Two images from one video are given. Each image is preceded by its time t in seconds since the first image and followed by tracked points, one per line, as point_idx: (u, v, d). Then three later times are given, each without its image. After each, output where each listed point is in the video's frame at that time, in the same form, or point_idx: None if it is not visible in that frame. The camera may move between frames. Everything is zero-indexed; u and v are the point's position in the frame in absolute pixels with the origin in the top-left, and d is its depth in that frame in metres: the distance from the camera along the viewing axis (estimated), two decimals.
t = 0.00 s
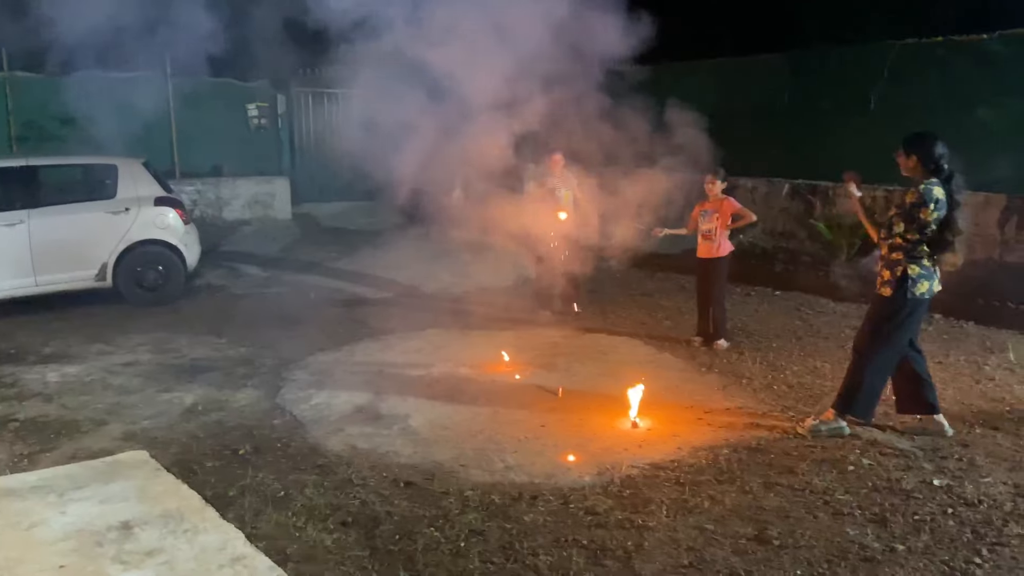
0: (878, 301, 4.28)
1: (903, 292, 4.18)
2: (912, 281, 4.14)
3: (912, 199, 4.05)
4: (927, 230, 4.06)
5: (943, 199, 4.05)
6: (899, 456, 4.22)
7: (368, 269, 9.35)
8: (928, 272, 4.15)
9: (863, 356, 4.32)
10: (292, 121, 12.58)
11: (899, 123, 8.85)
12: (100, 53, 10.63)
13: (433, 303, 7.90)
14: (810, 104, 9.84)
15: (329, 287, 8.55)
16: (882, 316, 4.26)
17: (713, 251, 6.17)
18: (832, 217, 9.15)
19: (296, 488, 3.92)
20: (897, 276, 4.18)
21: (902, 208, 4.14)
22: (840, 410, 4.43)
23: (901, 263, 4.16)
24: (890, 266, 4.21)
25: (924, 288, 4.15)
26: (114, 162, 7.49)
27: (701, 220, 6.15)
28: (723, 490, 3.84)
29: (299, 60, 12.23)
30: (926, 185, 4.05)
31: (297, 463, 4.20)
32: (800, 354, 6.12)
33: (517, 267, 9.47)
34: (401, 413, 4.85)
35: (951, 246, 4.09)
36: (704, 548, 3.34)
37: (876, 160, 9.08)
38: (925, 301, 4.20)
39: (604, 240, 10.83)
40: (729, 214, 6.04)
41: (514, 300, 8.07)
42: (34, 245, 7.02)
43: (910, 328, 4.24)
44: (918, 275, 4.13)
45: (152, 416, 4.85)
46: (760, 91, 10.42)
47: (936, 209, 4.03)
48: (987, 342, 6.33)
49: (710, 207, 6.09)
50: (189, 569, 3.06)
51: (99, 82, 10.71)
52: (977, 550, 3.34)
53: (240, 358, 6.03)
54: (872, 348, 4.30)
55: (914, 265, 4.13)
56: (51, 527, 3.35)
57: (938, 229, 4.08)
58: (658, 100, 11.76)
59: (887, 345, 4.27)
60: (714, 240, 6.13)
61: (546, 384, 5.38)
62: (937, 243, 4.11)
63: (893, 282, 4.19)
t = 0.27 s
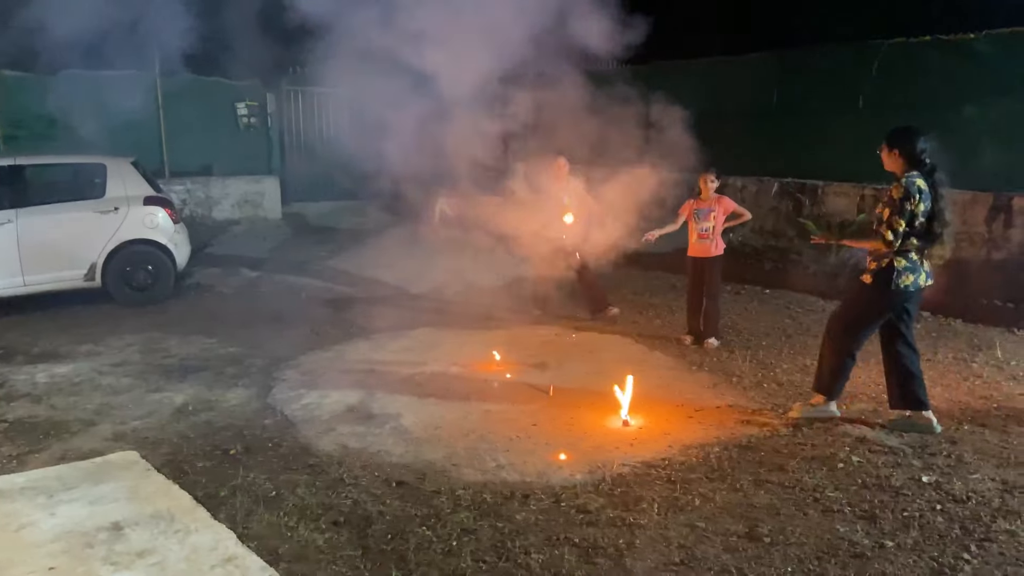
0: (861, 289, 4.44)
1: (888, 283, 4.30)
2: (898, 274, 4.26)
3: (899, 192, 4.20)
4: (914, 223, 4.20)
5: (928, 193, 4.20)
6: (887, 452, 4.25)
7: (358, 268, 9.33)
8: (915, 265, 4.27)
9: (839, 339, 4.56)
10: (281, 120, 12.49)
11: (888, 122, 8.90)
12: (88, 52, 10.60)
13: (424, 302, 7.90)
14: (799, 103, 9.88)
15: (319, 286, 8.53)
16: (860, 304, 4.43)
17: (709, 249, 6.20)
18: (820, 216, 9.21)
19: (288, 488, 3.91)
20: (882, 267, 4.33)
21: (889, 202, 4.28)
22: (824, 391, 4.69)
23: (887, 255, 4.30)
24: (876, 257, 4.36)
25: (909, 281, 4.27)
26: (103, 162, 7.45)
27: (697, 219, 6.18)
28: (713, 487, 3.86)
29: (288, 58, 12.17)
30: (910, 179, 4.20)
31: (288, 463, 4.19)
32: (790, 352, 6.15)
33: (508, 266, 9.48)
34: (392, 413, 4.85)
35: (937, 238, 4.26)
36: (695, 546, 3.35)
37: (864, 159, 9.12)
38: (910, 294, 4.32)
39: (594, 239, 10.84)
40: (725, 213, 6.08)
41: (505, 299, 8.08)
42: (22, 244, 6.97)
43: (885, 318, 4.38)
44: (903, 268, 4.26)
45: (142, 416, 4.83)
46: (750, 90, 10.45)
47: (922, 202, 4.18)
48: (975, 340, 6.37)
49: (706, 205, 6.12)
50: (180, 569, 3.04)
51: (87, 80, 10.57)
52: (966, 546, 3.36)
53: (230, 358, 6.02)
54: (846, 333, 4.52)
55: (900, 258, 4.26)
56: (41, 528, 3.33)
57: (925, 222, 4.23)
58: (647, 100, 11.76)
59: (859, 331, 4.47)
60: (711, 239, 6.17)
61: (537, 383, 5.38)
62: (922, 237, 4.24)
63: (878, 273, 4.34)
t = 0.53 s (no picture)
0: (843, 288, 4.48)
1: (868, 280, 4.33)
2: (874, 271, 4.30)
3: (868, 188, 4.24)
4: (885, 217, 4.25)
5: (896, 186, 4.25)
6: (877, 449, 4.27)
7: (350, 267, 9.31)
8: (892, 259, 4.29)
9: (826, 337, 4.60)
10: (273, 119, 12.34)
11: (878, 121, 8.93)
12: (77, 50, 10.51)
13: (416, 301, 7.90)
14: (789, 102, 9.90)
15: (311, 285, 8.52)
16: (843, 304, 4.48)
17: (700, 248, 6.22)
18: (810, 214, 9.22)
19: (279, 487, 3.90)
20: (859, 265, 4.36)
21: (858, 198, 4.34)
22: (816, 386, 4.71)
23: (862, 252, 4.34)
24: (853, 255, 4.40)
25: (888, 277, 4.29)
26: (92, 160, 7.40)
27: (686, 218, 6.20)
28: (705, 484, 3.88)
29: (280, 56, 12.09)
30: (879, 173, 4.24)
31: (280, 462, 4.19)
32: (781, 349, 6.17)
33: (499, 264, 9.48)
34: (384, 412, 4.85)
35: (910, 230, 4.30)
36: (687, 543, 3.37)
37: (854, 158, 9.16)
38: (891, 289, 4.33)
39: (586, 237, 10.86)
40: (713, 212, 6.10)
41: (497, 297, 8.08)
42: (10, 244, 6.92)
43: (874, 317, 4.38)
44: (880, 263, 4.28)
45: (133, 415, 4.81)
46: (740, 88, 10.47)
47: (891, 195, 4.24)
48: (964, 337, 6.42)
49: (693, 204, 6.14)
50: (171, 569, 3.04)
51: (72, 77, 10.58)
52: (954, 542, 3.39)
53: (222, 357, 6.00)
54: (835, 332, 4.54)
55: (875, 254, 4.29)
56: (31, 528, 3.32)
57: (897, 215, 4.27)
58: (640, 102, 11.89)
59: (849, 331, 4.48)
60: (701, 237, 6.19)
61: (529, 381, 5.39)
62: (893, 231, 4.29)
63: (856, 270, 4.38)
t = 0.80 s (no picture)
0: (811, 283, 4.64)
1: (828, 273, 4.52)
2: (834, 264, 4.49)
3: (824, 185, 4.38)
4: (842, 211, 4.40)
5: (849, 182, 4.39)
6: (867, 446, 4.29)
7: (342, 266, 9.29)
8: (848, 251, 4.50)
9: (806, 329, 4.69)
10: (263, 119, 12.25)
11: (868, 120, 8.96)
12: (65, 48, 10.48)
13: (408, 300, 7.89)
14: (779, 101, 9.94)
15: (302, 284, 8.50)
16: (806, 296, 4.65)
17: (680, 244, 6.28)
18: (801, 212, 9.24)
19: (270, 486, 3.90)
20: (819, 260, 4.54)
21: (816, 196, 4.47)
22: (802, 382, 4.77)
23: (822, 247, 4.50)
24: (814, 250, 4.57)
25: (845, 268, 4.49)
26: (81, 159, 7.36)
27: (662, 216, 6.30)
28: (696, 482, 3.89)
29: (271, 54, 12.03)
30: (830, 171, 4.41)
31: (271, 461, 4.18)
32: (771, 347, 6.19)
33: (491, 263, 9.48)
34: (376, 410, 4.84)
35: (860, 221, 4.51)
36: (678, 541, 3.38)
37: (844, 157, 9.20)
38: (850, 281, 4.52)
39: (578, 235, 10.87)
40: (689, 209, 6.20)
41: (489, 296, 8.08)
42: None
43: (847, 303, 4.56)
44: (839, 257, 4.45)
45: (123, 415, 4.80)
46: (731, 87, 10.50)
47: (846, 192, 4.38)
48: (953, 334, 6.46)
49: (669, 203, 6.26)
50: (162, 569, 3.03)
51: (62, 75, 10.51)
52: (943, 538, 3.41)
53: (213, 356, 5.98)
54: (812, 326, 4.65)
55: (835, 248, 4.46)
56: (21, 529, 3.31)
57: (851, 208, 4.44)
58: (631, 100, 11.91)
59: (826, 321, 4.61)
60: (679, 233, 6.26)
61: (521, 379, 5.39)
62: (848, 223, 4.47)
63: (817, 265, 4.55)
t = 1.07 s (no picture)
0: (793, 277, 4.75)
1: (808, 264, 4.64)
2: (812, 254, 4.62)
3: (799, 176, 4.52)
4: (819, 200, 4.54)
5: (821, 171, 4.55)
6: (862, 441, 4.31)
7: (337, 262, 9.28)
8: (826, 242, 4.63)
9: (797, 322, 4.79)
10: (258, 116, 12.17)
11: (863, 116, 8.96)
12: (58, 44, 10.41)
13: (403, 296, 7.89)
14: (775, 96, 9.93)
15: (297, 280, 8.48)
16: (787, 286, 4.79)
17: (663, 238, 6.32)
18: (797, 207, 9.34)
19: (266, 483, 3.89)
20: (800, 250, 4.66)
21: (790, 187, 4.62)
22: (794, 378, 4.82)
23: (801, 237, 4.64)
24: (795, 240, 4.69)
25: (825, 259, 4.62)
26: (75, 155, 7.33)
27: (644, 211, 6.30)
28: (691, 477, 3.90)
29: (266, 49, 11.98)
30: (806, 162, 4.52)
31: (266, 458, 4.17)
32: (767, 342, 6.20)
33: (487, 259, 9.47)
34: (372, 407, 4.83)
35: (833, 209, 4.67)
36: (674, 536, 3.38)
37: (839, 153, 9.21)
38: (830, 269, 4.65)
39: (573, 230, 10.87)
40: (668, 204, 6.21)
41: (485, 292, 8.08)
42: None
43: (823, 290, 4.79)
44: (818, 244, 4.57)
45: (118, 412, 4.79)
46: (726, 83, 10.49)
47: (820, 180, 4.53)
48: (947, 329, 6.47)
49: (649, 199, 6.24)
50: (157, 567, 3.02)
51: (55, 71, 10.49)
52: (937, 532, 3.42)
53: (208, 353, 5.97)
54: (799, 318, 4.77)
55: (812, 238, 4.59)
56: (16, 526, 3.30)
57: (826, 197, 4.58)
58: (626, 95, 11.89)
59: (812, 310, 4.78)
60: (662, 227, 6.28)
61: (517, 375, 5.39)
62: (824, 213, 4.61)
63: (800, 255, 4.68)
